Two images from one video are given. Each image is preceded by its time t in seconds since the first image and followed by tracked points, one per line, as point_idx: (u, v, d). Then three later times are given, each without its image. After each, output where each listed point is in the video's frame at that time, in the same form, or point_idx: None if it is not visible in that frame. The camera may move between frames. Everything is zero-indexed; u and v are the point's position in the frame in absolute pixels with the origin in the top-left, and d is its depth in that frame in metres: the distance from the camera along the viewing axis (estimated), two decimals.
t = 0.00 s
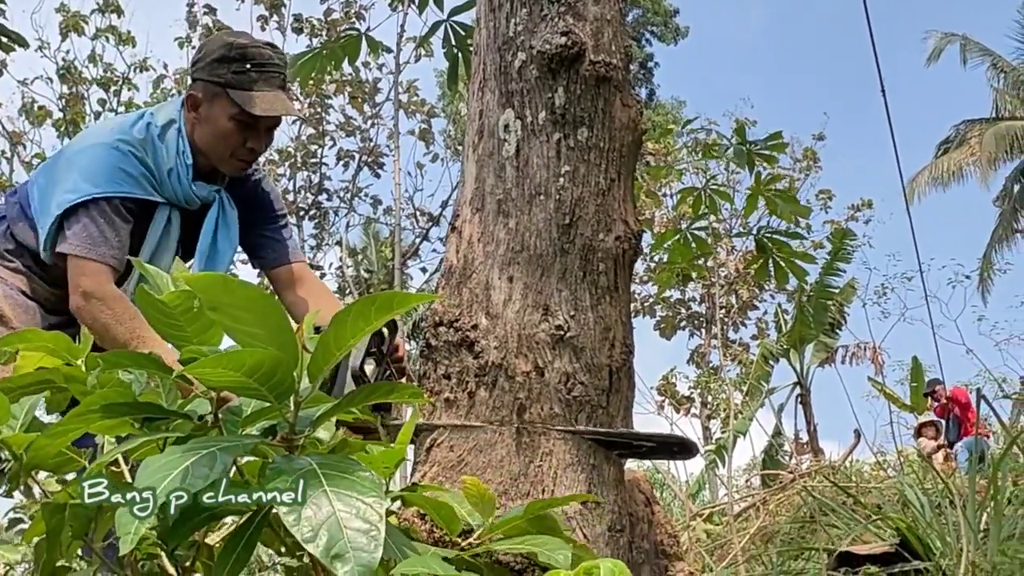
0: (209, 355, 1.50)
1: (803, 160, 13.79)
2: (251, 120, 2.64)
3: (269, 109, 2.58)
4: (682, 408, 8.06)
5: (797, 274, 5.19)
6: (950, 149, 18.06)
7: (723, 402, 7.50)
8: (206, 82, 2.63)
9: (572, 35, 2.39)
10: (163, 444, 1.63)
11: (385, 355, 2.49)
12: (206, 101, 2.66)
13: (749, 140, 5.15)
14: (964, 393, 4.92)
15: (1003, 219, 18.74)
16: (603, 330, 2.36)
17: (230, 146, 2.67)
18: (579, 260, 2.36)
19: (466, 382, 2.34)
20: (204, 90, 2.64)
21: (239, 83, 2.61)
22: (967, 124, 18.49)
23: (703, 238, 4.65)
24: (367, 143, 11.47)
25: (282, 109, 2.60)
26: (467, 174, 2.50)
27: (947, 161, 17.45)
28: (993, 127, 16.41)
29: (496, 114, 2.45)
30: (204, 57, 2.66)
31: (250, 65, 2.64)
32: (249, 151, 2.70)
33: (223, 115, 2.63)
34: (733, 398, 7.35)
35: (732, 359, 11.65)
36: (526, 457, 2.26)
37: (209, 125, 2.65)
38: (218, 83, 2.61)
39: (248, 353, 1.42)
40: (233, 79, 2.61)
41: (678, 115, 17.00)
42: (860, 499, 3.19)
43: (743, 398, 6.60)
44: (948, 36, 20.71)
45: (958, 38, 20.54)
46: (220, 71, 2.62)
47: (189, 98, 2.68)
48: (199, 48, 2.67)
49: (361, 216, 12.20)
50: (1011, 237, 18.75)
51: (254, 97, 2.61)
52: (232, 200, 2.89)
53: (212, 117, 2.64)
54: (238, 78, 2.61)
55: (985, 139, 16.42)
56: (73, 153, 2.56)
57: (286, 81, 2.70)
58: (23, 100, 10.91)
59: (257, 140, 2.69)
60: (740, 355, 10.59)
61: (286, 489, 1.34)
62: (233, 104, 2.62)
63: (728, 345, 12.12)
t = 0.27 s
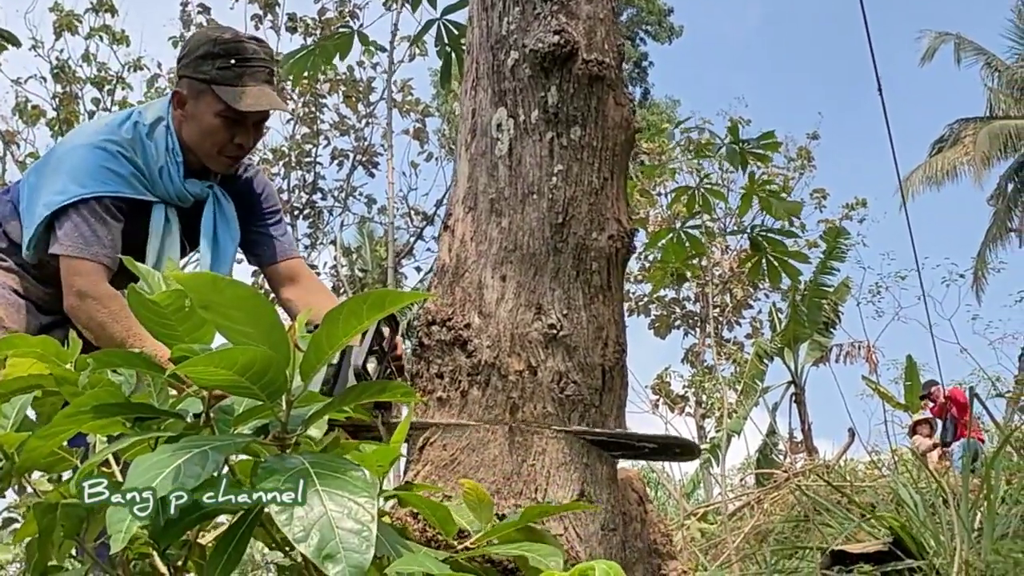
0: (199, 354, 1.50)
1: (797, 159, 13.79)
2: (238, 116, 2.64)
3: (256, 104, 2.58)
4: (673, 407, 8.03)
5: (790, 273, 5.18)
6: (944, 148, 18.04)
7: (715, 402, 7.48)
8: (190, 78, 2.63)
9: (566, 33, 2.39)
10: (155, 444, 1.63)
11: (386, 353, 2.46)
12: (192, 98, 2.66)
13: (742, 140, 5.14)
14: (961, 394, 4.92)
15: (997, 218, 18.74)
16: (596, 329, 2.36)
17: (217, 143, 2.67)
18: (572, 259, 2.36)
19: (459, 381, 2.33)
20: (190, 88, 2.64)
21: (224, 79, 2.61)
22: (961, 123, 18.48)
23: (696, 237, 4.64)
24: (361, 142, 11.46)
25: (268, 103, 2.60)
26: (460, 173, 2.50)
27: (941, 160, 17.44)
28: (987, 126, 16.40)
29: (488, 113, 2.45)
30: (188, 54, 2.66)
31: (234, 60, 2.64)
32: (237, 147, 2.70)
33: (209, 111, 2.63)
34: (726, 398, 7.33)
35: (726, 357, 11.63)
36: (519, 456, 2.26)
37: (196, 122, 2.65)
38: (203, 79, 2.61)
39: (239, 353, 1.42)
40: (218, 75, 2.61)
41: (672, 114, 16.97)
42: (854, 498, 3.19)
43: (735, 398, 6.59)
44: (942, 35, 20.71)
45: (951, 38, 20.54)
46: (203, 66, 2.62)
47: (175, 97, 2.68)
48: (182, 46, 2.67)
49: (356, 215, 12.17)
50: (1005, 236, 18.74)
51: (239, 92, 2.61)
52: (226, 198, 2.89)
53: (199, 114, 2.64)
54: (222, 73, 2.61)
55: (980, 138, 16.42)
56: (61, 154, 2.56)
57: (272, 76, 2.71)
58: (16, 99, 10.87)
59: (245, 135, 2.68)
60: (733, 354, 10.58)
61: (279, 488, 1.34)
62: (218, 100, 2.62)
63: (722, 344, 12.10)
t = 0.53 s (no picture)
0: (194, 354, 1.50)
1: (794, 159, 13.78)
2: (235, 115, 2.64)
3: (253, 104, 2.58)
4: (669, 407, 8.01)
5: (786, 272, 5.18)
6: (941, 147, 18.03)
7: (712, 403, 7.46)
8: (187, 78, 2.63)
9: (561, 33, 2.40)
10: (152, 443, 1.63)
11: (390, 353, 2.44)
12: (189, 98, 2.66)
13: (739, 140, 5.14)
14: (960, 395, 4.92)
15: (993, 217, 18.73)
16: (592, 328, 2.36)
17: (214, 143, 2.67)
18: (568, 259, 2.36)
19: (455, 381, 2.33)
20: (186, 88, 2.64)
21: (221, 78, 2.61)
22: (958, 122, 18.47)
23: (691, 237, 4.63)
24: (358, 142, 11.45)
25: (265, 103, 2.60)
26: (456, 173, 2.50)
27: (938, 159, 17.43)
28: (984, 125, 16.39)
29: (485, 113, 2.45)
30: (186, 54, 2.67)
31: (231, 60, 2.64)
32: (234, 147, 2.69)
33: (206, 110, 2.63)
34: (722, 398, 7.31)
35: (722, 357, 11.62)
36: (516, 456, 2.25)
37: (192, 121, 2.65)
38: (200, 79, 2.61)
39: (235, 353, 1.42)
40: (214, 74, 2.61)
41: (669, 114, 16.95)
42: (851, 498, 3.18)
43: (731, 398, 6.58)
44: (939, 34, 20.72)
45: (948, 37, 20.53)
46: (200, 66, 2.63)
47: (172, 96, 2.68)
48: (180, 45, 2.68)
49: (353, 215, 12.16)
50: (1002, 235, 18.72)
51: (236, 92, 2.61)
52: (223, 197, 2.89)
53: (195, 114, 2.64)
54: (219, 73, 2.61)
55: (977, 137, 16.41)
56: (58, 153, 2.57)
57: (269, 75, 2.71)
58: (12, 100, 10.85)
59: (241, 135, 2.68)
60: (730, 354, 10.56)
61: (275, 488, 1.34)
62: (215, 99, 2.62)
63: (718, 344, 12.09)
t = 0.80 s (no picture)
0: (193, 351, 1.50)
1: (794, 155, 13.77)
2: (240, 113, 2.65)
3: (260, 102, 2.59)
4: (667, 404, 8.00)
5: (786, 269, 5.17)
6: (941, 143, 18.00)
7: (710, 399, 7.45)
8: (194, 74, 2.64)
9: (560, 30, 2.40)
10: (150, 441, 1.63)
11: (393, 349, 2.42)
12: (194, 94, 2.66)
13: (738, 136, 5.14)
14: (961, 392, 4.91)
15: (993, 213, 18.70)
16: (591, 325, 2.37)
17: (218, 139, 2.68)
18: (567, 256, 2.36)
19: (454, 378, 2.33)
20: (192, 84, 2.65)
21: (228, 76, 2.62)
22: (959, 118, 18.44)
23: (689, 233, 4.62)
24: (358, 139, 11.45)
25: (271, 102, 2.60)
26: (455, 171, 2.50)
27: (938, 155, 17.39)
28: (984, 121, 16.36)
29: (483, 110, 2.46)
30: (194, 49, 2.67)
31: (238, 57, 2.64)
32: (238, 144, 2.71)
33: (212, 108, 2.63)
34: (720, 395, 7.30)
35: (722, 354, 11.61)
36: (515, 452, 2.26)
37: (197, 118, 2.66)
38: (206, 76, 2.62)
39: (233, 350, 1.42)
40: (221, 71, 2.61)
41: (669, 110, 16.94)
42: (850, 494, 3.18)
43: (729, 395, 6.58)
44: (939, 30, 20.69)
45: (948, 33, 20.50)
46: (207, 62, 2.63)
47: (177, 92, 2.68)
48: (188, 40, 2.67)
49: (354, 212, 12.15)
50: (1003, 232, 18.71)
51: (241, 89, 2.61)
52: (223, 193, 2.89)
53: (200, 110, 2.64)
54: (226, 70, 2.61)
55: (977, 132, 16.39)
56: (59, 147, 2.57)
57: (274, 73, 2.71)
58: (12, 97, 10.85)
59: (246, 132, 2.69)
60: (729, 350, 10.55)
61: (274, 488, 1.34)
62: (222, 97, 2.62)
63: (718, 340, 12.08)
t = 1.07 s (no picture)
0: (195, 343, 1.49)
1: (794, 150, 13.76)
2: (241, 107, 2.64)
3: (260, 96, 2.58)
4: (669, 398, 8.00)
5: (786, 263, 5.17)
6: (941, 138, 18.00)
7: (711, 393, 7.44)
8: (194, 68, 2.63)
9: (561, 24, 2.40)
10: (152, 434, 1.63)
11: (393, 343, 2.42)
12: (195, 88, 2.66)
13: (739, 131, 5.14)
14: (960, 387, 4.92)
15: (993, 208, 18.70)
16: (592, 319, 2.36)
17: (218, 134, 2.68)
18: (568, 249, 2.36)
19: (455, 372, 2.33)
20: (192, 78, 2.64)
21: (228, 70, 2.61)
22: (958, 113, 18.44)
23: (690, 226, 4.63)
24: (357, 134, 11.44)
25: (271, 96, 2.60)
26: (456, 164, 2.50)
27: (938, 150, 17.39)
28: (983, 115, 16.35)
29: (484, 103, 2.45)
30: (194, 43, 2.66)
31: (239, 51, 2.63)
32: (239, 138, 2.71)
33: (212, 101, 2.63)
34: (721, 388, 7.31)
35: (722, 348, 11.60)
36: (515, 446, 2.25)
37: (197, 112, 2.66)
38: (207, 70, 2.61)
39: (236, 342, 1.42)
40: (222, 65, 2.61)
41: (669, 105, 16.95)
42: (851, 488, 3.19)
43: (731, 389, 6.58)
44: (938, 25, 20.69)
45: (947, 28, 20.49)
46: (208, 56, 2.62)
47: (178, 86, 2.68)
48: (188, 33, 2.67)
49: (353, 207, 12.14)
50: (1001, 226, 18.71)
51: (242, 83, 2.61)
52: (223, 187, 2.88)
53: (201, 104, 2.64)
54: (226, 64, 2.61)
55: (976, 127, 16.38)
56: (60, 141, 2.57)
57: (275, 68, 2.70)
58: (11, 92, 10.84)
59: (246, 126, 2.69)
60: (729, 345, 10.55)
61: (276, 481, 1.33)
62: (222, 91, 2.62)
63: (718, 335, 12.08)
